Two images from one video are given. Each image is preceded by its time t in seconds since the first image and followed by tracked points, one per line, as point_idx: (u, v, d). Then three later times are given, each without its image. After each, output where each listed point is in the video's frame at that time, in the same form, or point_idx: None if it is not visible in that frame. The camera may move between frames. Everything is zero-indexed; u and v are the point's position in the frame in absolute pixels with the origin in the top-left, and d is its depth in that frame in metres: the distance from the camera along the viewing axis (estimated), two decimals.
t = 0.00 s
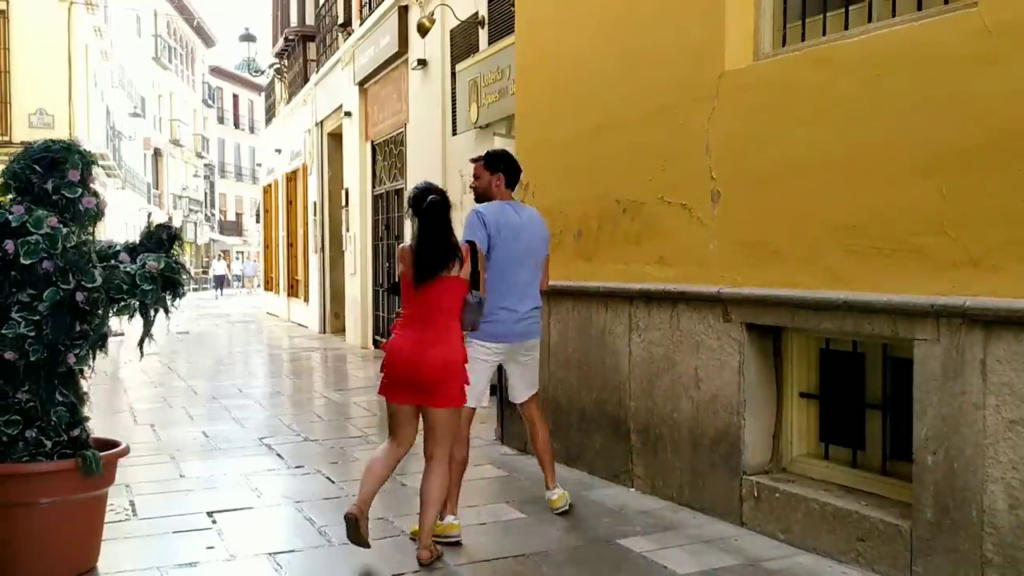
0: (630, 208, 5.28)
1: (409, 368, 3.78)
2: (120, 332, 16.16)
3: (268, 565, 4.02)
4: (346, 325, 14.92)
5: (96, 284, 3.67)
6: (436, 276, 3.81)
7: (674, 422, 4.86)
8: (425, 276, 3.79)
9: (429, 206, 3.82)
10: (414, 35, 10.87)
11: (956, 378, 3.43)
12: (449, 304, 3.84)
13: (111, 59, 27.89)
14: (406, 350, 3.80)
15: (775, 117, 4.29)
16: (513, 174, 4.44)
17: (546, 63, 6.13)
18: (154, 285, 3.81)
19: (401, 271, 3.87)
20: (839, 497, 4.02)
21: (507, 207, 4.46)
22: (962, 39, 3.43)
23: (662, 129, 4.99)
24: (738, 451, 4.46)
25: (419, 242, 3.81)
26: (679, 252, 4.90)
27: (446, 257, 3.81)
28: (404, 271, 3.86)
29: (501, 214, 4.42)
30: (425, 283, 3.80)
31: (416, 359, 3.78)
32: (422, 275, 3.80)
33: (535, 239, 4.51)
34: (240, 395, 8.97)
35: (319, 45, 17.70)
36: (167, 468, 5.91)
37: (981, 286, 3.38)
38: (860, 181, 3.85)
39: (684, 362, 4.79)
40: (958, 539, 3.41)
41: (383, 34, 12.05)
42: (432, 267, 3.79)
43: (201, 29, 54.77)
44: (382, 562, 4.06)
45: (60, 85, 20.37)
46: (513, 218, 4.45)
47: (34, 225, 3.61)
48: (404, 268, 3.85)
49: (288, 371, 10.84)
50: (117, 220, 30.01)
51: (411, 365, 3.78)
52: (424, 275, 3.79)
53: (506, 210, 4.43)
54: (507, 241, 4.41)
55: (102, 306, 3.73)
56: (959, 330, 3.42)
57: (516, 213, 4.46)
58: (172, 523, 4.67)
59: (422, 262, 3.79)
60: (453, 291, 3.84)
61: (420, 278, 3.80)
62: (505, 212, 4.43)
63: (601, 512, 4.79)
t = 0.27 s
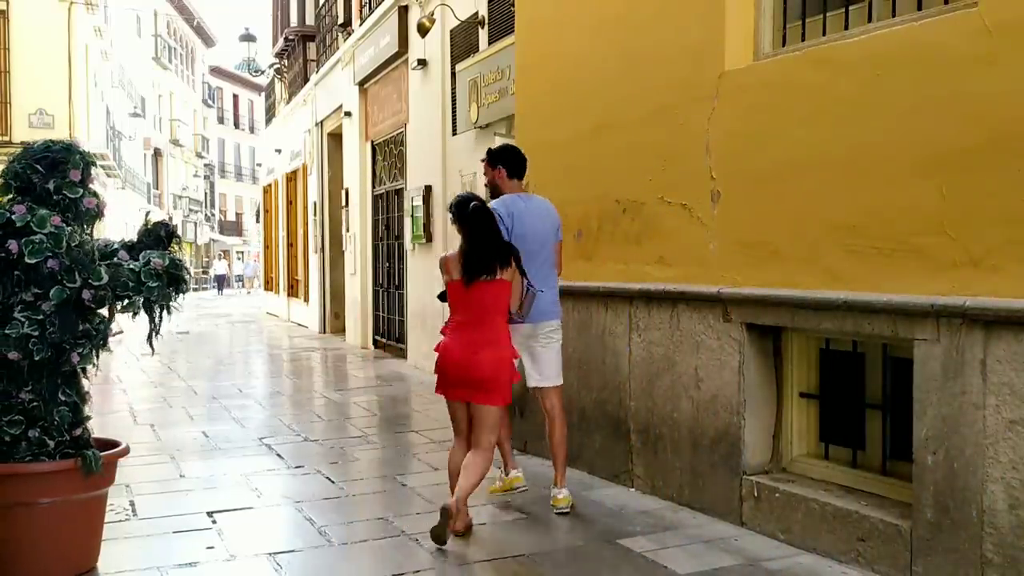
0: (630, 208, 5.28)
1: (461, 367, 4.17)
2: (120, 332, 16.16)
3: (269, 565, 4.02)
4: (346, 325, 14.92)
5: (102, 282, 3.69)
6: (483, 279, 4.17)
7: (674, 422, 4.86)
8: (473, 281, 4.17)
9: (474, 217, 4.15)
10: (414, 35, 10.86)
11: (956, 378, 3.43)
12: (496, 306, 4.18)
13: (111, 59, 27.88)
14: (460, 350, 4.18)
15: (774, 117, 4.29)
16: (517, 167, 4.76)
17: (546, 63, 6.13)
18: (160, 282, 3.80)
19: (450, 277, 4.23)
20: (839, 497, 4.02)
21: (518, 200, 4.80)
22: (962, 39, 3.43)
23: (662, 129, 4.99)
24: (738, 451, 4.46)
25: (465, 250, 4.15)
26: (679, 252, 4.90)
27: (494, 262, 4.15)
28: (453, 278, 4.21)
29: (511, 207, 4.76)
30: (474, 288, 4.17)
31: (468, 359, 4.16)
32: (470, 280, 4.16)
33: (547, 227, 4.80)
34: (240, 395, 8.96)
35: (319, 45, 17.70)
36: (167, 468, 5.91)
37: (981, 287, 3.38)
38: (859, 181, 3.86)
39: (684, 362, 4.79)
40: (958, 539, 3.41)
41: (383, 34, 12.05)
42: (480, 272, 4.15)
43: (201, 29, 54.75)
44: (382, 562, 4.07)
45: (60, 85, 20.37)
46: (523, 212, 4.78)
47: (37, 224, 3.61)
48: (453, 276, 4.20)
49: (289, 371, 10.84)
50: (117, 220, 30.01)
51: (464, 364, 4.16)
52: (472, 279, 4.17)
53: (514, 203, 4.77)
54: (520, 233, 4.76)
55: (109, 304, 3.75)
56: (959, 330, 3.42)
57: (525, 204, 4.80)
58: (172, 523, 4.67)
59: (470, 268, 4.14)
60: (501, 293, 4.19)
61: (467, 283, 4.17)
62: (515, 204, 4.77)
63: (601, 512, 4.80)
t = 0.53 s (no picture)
0: (630, 208, 5.28)
1: (511, 358, 4.47)
2: (120, 333, 16.15)
3: (269, 565, 4.02)
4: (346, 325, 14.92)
5: (106, 281, 3.68)
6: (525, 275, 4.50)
7: (674, 422, 4.86)
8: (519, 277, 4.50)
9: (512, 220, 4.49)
10: (414, 35, 10.86)
11: (956, 378, 3.43)
12: (540, 299, 4.53)
13: (111, 59, 27.87)
14: (508, 344, 4.49)
15: (774, 117, 4.29)
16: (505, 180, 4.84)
17: (546, 63, 6.12)
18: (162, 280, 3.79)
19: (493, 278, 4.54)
20: (839, 497, 4.02)
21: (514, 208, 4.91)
22: (962, 39, 3.43)
23: (662, 129, 4.99)
24: (738, 451, 4.46)
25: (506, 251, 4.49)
26: (679, 252, 4.90)
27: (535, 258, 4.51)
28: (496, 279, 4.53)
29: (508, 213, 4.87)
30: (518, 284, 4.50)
31: (517, 350, 4.47)
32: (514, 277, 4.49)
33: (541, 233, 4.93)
34: (240, 395, 8.96)
35: (319, 45, 17.69)
36: (167, 468, 5.91)
37: (981, 286, 3.38)
38: (859, 181, 3.86)
39: (684, 362, 4.79)
40: (959, 539, 3.41)
41: (383, 34, 12.04)
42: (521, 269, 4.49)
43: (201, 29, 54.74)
44: (381, 562, 4.06)
45: (60, 85, 20.35)
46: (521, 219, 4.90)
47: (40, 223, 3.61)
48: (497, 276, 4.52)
49: (289, 371, 10.84)
50: (117, 220, 30.00)
51: (514, 356, 4.47)
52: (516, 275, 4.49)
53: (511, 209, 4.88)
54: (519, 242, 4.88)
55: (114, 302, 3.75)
56: (959, 330, 3.42)
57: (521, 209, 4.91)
58: (172, 523, 4.67)
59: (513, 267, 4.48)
60: (542, 288, 4.53)
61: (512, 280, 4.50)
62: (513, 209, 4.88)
63: (601, 511, 4.79)
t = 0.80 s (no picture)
0: (630, 208, 5.28)
1: (545, 344, 4.84)
2: (120, 333, 16.15)
3: (269, 565, 4.02)
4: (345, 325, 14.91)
5: (107, 284, 3.68)
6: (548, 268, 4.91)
7: (674, 422, 4.86)
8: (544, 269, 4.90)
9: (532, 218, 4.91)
10: (414, 35, 10.86)
11: (956, 378, 3.43)
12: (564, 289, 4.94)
13: (111, 59, 27.87)
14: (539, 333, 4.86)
15: (774, 118, 4.30)
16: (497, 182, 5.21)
17: (546, 63, 6.13)
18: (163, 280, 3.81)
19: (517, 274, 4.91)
20: (839, 497, 4.02)
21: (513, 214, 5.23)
22: (962, 39, 3.43)
23: (662, 128, 4.99)
24: (738, 451, 4.46)
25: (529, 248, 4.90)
26: (679, 252, 4.90)
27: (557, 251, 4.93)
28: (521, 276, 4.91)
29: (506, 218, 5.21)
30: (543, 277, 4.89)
31: (549, 337, 4.86)
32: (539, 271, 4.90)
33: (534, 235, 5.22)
34: (240, 395, 8.97)
35: (319, 45, 17.70)
36: (167, 467, 5.91)
37: (981, 287, 3.38)
38: (859, 181, 3.86)
39: (684, 362, 4.79)
40: (959, 538, 3.41)
41: (383, 34, 12.05)
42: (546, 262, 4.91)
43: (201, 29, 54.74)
44: (381, 562, 4.07)
45: (60, 85, 20.35)
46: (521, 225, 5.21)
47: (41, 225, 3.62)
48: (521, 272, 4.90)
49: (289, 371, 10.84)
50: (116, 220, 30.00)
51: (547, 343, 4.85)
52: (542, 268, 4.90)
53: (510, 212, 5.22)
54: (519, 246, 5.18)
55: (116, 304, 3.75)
56: (959, 329, 3.42)
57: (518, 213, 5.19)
58: (172, 523, 4.67)
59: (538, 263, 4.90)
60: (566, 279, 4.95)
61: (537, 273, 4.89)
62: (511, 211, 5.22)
63: (601, 511, 4.80)
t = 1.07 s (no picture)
0: (630, 208, 5.28)
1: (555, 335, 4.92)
2: (120, 333, 16.15)
3: (269, 565, 4.02)
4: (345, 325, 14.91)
5: (111, 282, 3.69)
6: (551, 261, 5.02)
7: (674, 422, 4.86)
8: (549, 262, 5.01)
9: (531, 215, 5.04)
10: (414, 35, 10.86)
11: (956, 378, 3.43)
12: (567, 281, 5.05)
13: (111, 59, 27.86)
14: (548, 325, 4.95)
15: (773, 118, 4.30)
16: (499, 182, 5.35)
17: (546, 63, 6.13)
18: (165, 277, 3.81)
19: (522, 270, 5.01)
20: (839, 497, 4.02)
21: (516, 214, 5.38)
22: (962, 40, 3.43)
23: (662, 128, 4.99)
24: (738, 451, 4.46)
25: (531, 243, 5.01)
26: (678, 252, 4.90)
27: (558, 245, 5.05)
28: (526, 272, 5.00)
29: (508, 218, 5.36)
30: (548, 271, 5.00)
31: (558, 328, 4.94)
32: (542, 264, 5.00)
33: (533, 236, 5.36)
34: (241, 395, 8.97)
35: (319, 44, 17.69)
36: (167, 467, 5.91)
37: (981, 287, 3.38)
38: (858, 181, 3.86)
39: (684, 362, 4.79)
40: (959, 539, 3.41)
41: (383, 34, 12.05)
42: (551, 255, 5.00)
43: (201, 29, 54.74)
44: (381, 562, 4.07)
45: (60, 85, 20.35)
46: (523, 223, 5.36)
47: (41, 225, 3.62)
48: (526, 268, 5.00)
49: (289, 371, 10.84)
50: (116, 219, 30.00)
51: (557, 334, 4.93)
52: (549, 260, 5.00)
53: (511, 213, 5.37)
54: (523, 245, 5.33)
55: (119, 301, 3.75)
56: (959, 330, 3.41)
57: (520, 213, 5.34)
58: (172, 523, 4.67)
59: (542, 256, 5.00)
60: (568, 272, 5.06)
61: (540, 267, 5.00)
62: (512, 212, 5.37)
63: (601, 511, 4.80)
